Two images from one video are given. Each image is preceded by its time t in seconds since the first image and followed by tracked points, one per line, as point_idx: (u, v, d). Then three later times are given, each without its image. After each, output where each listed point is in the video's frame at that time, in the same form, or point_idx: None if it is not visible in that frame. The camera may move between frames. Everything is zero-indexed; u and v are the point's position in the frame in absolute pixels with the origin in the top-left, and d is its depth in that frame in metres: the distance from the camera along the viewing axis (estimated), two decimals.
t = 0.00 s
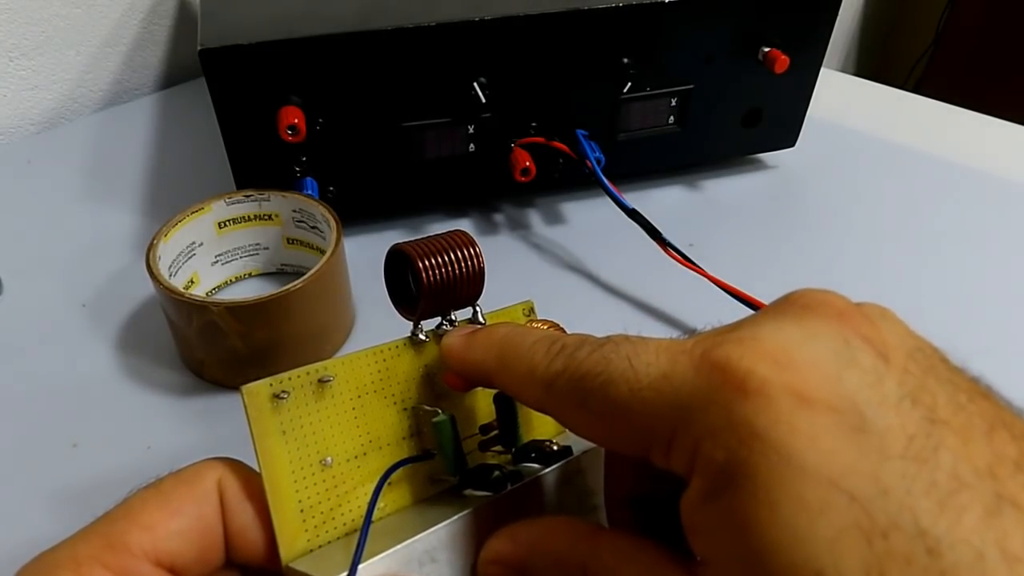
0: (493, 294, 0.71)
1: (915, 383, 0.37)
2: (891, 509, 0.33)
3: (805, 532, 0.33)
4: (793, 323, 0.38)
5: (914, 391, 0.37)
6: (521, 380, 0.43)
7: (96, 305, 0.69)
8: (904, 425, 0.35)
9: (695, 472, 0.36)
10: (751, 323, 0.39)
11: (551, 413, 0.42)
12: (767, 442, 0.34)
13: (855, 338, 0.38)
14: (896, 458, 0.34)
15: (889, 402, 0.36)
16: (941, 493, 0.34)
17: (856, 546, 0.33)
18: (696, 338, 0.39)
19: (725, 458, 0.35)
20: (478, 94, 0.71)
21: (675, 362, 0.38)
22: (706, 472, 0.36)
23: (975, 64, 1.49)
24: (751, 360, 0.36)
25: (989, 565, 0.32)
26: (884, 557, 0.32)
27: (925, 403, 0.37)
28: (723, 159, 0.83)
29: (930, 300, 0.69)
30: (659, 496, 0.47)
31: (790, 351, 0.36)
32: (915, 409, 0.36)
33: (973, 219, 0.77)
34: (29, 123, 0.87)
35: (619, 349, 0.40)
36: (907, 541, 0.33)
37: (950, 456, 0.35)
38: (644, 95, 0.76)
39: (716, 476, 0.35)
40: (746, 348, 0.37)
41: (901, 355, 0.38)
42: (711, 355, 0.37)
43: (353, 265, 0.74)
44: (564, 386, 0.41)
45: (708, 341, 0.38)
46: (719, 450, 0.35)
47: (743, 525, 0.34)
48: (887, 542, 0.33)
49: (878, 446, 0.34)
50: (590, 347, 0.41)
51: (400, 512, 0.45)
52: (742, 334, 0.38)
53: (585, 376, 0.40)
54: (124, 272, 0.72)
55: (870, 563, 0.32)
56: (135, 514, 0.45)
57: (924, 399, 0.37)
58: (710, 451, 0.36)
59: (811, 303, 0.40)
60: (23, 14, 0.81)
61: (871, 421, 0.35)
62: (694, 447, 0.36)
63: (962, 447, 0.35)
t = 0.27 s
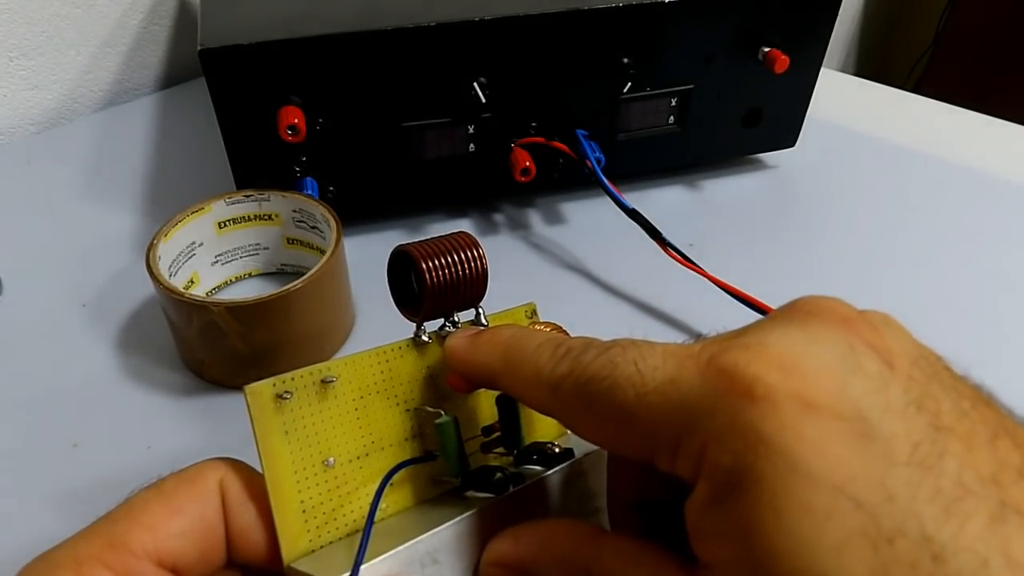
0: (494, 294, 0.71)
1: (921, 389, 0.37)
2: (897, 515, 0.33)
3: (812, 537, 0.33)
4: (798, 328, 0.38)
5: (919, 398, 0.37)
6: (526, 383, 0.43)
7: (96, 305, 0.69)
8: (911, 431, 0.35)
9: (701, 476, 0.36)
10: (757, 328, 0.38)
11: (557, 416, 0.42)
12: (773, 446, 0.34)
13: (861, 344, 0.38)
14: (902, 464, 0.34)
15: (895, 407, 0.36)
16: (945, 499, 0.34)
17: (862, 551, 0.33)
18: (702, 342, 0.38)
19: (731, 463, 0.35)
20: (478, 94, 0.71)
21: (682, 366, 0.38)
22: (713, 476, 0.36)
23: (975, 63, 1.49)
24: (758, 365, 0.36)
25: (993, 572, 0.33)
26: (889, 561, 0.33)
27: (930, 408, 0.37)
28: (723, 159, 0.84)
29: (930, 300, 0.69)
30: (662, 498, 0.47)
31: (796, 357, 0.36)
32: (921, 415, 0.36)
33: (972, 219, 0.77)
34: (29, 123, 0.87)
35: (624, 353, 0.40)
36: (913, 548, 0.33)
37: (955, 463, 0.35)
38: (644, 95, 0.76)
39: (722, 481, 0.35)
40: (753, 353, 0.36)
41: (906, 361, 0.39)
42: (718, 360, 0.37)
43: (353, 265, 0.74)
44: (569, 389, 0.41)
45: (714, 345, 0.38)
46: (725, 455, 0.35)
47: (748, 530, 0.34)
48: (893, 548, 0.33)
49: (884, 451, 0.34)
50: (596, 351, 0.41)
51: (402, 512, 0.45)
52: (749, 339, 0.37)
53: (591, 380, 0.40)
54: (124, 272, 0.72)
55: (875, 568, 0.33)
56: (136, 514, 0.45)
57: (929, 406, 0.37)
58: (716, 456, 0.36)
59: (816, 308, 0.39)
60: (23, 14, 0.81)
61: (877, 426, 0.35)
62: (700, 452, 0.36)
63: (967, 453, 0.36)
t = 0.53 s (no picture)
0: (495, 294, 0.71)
1: (928, 396, 0.37)
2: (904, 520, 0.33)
3: (819, 541, 0.33)
4: (807, 334, 0.38)
5: (927, 405, 0.37)
6: (534, 383, 0.43)
7: (95, 305, 0.69)
8: (918, 436, 0.35)
9: (711, 477, 0.37)
10: (767, 333, 0.39)
11: (564, 417, 0.42)
12: (785, 449, 0.34)
13: (870, 350, 0.38)
14: (910, 469, 0.34)
15: (904, 414, 0.36)
16: (954, 506, 0.34)
17: (871, 554, 0.33)
18: (712, 346, 0.39)
19: (743, 464, 0.35)
20: (478, 94, 0.71)
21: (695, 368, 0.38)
22: (723, 478, 0.36)
23: (976, 64, 1.49)
24: (770, 368, 0.36)
25: None
26: (898, 565, 0.33)
27: (937, 416, 0.37)
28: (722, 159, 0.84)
29: (931, 300, 0.69)
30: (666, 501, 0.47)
31: (806, 360, 0.36)
32: (929, 422, 0.36)
33: (973, 219, 0.77)
34: (29, 123, 0.87)
35: (635, 355, 0.40)
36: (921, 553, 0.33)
37: (962, 469, 0.35)
38: (644, 95, 0.76)
39: (733, 483, 0.35)
40: (765, 356, 0.37)
41: (912, 366, 0.38)
42: (731, 363, 0.37)
43: (353, 265, 0.74)
44: (579, 389, 0.40)
45: (725, 348, 0.38)
46: (736, 457, 0.35)
47: (758, 532, 0.35)
48: (901, 553, 0.33)
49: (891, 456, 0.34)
50: (606, 352, 0.41)
51: (403, 512, 0.45)
52: (760, 343, 0.38)
53: (601, 380, 0.40)
54: (124, 272, 0.72)
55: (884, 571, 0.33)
56: (137, 514, 0.45)
57: (936, 413, 0.37)
58: (727, 458, 0.36)
59: (825, 315, 0.39)
60: (23, 14, 0.81)
61: (885, 431, 0.35)
62: (710, 454, 0.36)
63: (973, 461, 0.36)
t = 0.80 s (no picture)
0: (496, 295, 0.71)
1: (937, 401, 0.38)
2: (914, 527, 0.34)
3: (829, 545, 0.34)
4: (816, 338, 0.38)
5: (936, 410, 0.37)
6: (542, 387, 0.43)
7: (96, 305, 0.69)
8: (927, 439, 0.36)
9: (721, 481, 0.37)
10: (776, 337, 0.39)
11: (573, 420, 0.42)
12: (795, 454, 0.34)
13: (880, 355, 0.38)
14: (919, 474, 0.35)
15: (913, 419, 0.36)
16: (963, 511, 0.34)
17: (881, 558, 0.33)
18: (721, 350, 0.39)
19: (753, 469, 0.35)
20: (478, 94, 0.71)
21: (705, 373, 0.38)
22: (732, 482, 0.36)
23: (974, 62, 1.50)
24: (780, 373, 0.36)
25: None
26: (908, 570, 0.33)
27: (946, 421, 0.37)
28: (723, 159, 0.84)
29: (931, 300, 0.69)
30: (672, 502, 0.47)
31: (816, 365, 0.36)
32: (936, 427, 0.36)
33: (972, 219, 0.77)
34: (29, 123, 0.86)
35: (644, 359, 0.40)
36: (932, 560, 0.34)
37: (970, 475, 0.36)
38: (644, 95, 0.76)
39: (742, 487, 0.35)
40: (775, 361, 0.37)
41: (921, 371, 0.39)
42: (741, 368, 0.37)
43: (353, 265, 0.74)
44: (588, 393, 0.41)
45: (735, 353, 0.38)
46: (747, 461, 0.35)
47: (768, 536, 0.35)
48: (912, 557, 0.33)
49: (899, 460, 0.35)
50: (615, 356, 0.41)
51: (409, 515, 0.45)
52: (769, 347, 0.38)
53: (610, 385, 0.40)
54: (125, 272, 0.72)
55: None
56: (142, 514, 0.45)
57: (944, 418, 0.37)
58: (737, 462, 0.36)
59: (835, 319, 0.39)
60: (23, 14, 0.81)
61: (895, 436, 0.35)
62: (721, 458, 0.36)
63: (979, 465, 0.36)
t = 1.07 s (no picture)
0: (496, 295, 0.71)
1: (938, 402, 0.38)
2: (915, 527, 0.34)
3: (830, 545, 0.34)
4: (819, 338, 0.38)
5: (937, 410, 0.37)
6: (543, 387, 0.43)
7: (96, 305, 0.69)
8: (928, 439, 0.36)
9: (723, 481, 0.37)
10: (778, 337, 0.38)
11: (575, 421, 0.42)
12: (797, 454, 0.34)
13: (882, 356, 0.38)
14: (920, 474, 0.35)
15: (914, 420, 0.36)
16: (963, 510, 0.34)
17: (881, 558, 0.33)
18: (723, 350, 0.39)
19: (754, 469, 0.35)
20: (478, 94, 0.71)
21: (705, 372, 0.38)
22: (734, 482, 0.36)
23: (974, 62, 1.50)
24: (781, 373, 0.36)
25: None
26: (908, 570, 0.33)
27: (946, 421, 0.37)
28: (723, 159, 0.84)
29: (931, 301, 0.69)
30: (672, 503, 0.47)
31: (818, 365, 0.36)
32: (937, 428, 0.36)
33: (972, 219, 0.77)
34: (29, 123, 0.86)
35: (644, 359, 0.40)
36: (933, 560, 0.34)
37: (970, 475, 0.35)
38: (644, 95, 0.76)
39: (744, 487, 0.35)
40: (777, 361, 0.36)
41: (922, 372, 0.39)
42: (741, 367, 0.37)
43: (353, 265, 0.74)
44: (589, 393, 0.41)
45: (736, 352, 0.38)
46: (748, 461, 0.35)
47: (769, 536, 0.35)
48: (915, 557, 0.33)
49: (900, 460, 0.35)
50: (616, 356, 0.41)
51: (410, 515, 0.45)
52: (771, 347, 0.37)
53: (611, 385, 0.40)
54: (125, 272, 0.72)
55: None
56: (143, 514, 0.45)
57: (945, 418, 0.37)
58: (739, 462, 0.36)
59: (837, 319, 0.39)
60: (22, 14, 0.80)
61: (896, 436, 0.35)
62: (722, 459, 0.36)
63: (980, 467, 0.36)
